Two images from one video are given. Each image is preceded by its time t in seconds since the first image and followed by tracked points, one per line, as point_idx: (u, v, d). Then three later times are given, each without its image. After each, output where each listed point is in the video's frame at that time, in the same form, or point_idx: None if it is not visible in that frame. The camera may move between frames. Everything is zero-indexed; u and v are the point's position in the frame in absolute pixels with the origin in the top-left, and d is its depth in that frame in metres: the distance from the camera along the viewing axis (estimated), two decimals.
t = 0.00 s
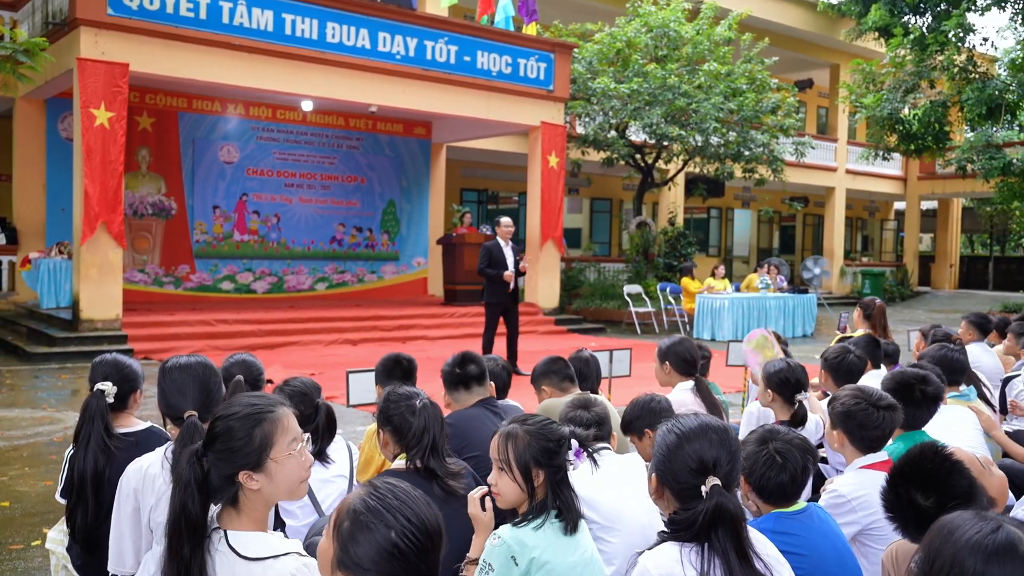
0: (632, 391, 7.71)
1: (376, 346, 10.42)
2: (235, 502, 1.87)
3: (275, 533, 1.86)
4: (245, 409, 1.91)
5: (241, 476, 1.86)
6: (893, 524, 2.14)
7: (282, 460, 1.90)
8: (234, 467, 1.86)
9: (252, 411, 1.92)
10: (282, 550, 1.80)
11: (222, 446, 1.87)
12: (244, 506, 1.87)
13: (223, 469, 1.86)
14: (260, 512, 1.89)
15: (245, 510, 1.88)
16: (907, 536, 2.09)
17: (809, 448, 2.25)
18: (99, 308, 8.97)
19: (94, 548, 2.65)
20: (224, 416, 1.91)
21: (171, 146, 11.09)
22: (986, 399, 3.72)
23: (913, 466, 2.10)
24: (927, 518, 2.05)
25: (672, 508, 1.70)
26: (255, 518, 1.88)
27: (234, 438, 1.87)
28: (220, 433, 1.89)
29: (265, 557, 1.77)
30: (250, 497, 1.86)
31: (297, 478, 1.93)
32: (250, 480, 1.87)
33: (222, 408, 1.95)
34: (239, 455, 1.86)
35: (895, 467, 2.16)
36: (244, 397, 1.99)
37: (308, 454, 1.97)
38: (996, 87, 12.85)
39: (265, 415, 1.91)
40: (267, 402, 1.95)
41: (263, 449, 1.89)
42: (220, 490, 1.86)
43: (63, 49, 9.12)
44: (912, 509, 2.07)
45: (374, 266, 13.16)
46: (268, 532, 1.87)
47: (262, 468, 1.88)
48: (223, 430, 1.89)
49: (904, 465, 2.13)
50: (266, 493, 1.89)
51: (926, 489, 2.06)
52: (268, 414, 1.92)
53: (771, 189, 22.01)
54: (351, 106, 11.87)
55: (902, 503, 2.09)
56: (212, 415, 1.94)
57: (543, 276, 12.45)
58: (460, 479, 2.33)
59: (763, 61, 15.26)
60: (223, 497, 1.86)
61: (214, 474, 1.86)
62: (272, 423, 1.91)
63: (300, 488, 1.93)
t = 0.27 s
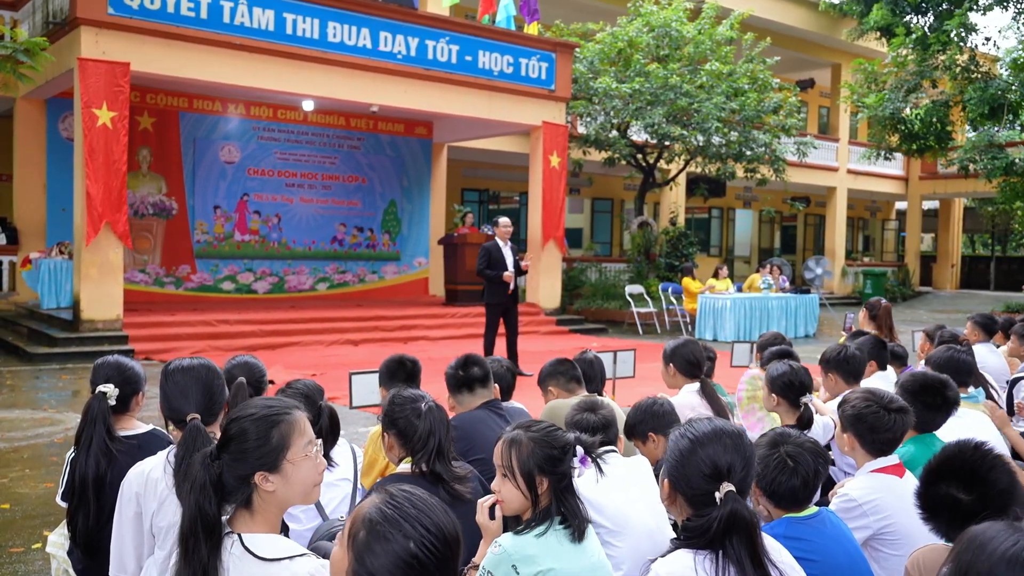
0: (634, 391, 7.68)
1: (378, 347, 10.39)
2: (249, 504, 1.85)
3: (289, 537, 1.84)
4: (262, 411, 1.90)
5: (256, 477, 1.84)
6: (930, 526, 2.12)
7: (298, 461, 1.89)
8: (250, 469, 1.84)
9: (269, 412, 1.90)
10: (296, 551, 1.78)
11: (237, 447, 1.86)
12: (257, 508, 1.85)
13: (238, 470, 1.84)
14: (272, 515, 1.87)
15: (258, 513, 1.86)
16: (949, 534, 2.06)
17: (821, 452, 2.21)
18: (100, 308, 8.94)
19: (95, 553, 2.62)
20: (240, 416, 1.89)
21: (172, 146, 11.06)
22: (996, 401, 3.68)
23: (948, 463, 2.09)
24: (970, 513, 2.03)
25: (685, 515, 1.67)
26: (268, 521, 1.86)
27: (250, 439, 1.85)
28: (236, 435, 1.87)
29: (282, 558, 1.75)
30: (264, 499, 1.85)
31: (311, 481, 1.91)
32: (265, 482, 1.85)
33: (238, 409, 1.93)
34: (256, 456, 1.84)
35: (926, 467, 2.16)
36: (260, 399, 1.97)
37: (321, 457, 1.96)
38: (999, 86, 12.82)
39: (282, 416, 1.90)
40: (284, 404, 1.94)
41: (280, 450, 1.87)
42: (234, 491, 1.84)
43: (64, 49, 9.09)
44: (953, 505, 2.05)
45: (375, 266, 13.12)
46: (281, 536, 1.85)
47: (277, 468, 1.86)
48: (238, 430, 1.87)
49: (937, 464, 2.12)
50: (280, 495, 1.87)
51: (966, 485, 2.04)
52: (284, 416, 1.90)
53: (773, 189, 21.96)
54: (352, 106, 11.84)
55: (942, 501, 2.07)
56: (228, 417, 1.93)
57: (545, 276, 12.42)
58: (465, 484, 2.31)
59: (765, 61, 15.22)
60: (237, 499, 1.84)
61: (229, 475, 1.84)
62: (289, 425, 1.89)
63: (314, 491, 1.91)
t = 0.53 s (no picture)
0: (638, 392, 7.65)
1: (379, 347, 10.35)
2: (259, 512, 1.82)
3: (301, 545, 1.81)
4: (273, 417, 1.88)
5: (266, 485, 1.81)
6: (1002, 510, 2.11)
7: (309, 469, 1.87)
8: (260, 477, 1.82)
9: (280, 419, 1.88)
10: (308, 557, 1.76)
11: (247, 455, 1.83)
12: (267, 516, 1.82)
13: (248, 477, 1.81)
14: (283, 523, 1.84)
15: (269, 521, 1.83)
16: None
17: (837, 457, 2.18)
18: (100, 309, 8.90)
19: (97, 558, 2.58)
20: (251, 424, 1.87)
21: (173, 146, 11.03)
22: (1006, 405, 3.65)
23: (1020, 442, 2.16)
24: None
25: (701, 523, 1.64)
26: (278, 529, 1.83)
27: (261, 446, 1.83)
28: (246, 442, 1.84)
29: (293, 564, 1.73)
30: (275, 507, 1.82)
31: (322, 489, 1.89)
32: (276, 489, 1.82)
33: (248, 417, 1.91)
34: (266, 463, 1.82)
35: (987, 453, 2.19)
36: (271, 407, 1.95)
37: (332, 466, 1.93)
38: (1001, 87, 12.80)
39: (293, 423, 1.88)
40: (295, 412, 1.92)
41: (291, 458, 1.84)
42: (244, 499, 1.81)
43: (65, 49, 9.06)
44: None
45: (377, 266, 13.08)
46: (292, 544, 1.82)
47: (288, 475, 1.84)
48: (248, 438, 1.85)
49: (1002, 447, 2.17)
50: (291, 503, 1.84)
51: None
52: (295, 423, 1.88)
53: (774, 189, 21.92)
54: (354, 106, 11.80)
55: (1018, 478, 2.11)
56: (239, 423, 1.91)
57: (547, 276, 12.39)
58: (474, 489, 2.28)
59: (767, 61, 15.19)
60: (247, 506, 1.81)
61: (238, 482, 1.82)
62: (301, 432, 1.87)
63: (325, 499, 1.88)
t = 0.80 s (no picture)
0: (641, 394, 7.62)
1: (381, 348, 10.32)
2: (270, 513, 1.80)
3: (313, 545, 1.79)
4: (281, 419, 1.85)
5: (277, 486, 1.79)
6: None
7: (320, 468, 1.84)
8: (272, 478, 1.79)
9: (288, 420, 1.85)
10: (319, 558, 1.73)
11: (256, 458, 1.80)
12: (280, 517, 1.80)
13: (258, 480, 1.79)
14: (296, 524, 1.81)
15: (281, 521, 1.80)
16: None
17: (848, 462, 2.16)
18: (101, 310, 8.87)
19: (101, 563, 2.54)
20: (259, 426, 1.84)
21: (174, 147, 11.01)
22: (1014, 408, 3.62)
23: None
24: None
25: (716, 532, 1.61)
26: (291, 529, 1.81)
27: (270, 449, 1.81)
28: (255, 444, 1.82)
29: (305, 564, 1.70)
30: (287, 507, 1.79)
31: (333, 489, 1.86)
32: (288, 490, 1.80)
33: (256, 419, 1.88)
34: (276, 465, 1.80)
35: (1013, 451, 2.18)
36: (278, 409, 1.92)
37: (343, 466, 1.91)
38: (1003, 87, 12.79)
39: (302, 424, 1.85)
40: (303, 412, 1.89)
41: (301, 458, 1.82)
42: (255, 502, 1.79)
43: (65, 49, 9.03)
44: None
45: (378, 266, 13.06)
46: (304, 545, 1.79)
47: (299, 476, 1.81)
48: (257, 441, 1.82)
49: None
50: (303, 503, 1.82)
51: None
52: (304, 425, 1.85)
53: (776, 189, 21.89)
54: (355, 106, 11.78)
55: None
56: (247, 425, 1.88)
57: (548, 277, 12.36)
58: (481, 493, 2.26)
59: (769, 61, 15.16)
60: (258, 508, 1.79)
61: (249, 485, 1.80)
62: (310, 433, 1.85)
63: (336, 498, 1.86)
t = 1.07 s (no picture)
0: (643, 395, 7.59)
1: (382, 349, 10.29)
2: (278, 515, 1.77)
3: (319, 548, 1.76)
4: (288, 421, 1.82)
5: (286, 488, 1.76)
6: None
7: (328, 469, 1.81)
8: (279, 481, 1.76)
9: (295, 422, 1.82)
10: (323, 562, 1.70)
11: (263, 460, 1.77)
12: (287, 519, 1.77)
13: (266, 482, 1.76)
14: (303, 527, 1.78)
15: (287, 523, 1.78)
16: None
17: (859, 468, 2.13)
18: (101, 311, 8.84)
19: (104, 565, 2.52)
20: (266, 428, 1.81)
21: (175, 147, 10.98)
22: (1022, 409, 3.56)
23: None
24: None
25: (730, 539, 1.60)
26: (297, 532, 1.78)
27: (277, 451, 1.77)
28: (261, 445, 1.79)
29: (307, 567, 1.67)
30: (294, 509, 1.77)
31: (341, 492, 1.83)
32: (296, 492, 1.77)
33: (263, 421, 1.85)
34: (284, 467, 1.77)
35: None
36: (285, 410, 1.89)
37: (352, 468, 1.87)
38: (1005, 86, 12.76)
39: (309, 426, 1.82)
40: (311, 413, 1.86)
41: (308, 459, 1.79)
42: (263, 504, 1.76)
43: (65, 49, 9.01)
44: None
45: (379, 267, 13.03)
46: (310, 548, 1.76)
47: (306, 477, 1.78)
48: (264, 443, 1.79)
49: None
50: (311, 503, 1.79)
51: None
52: (311, 425, 1.82)
53: (777, 189, 21.86)
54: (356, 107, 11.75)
55: None
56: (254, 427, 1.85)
57: (550, 277, 12.34)
58: (488, 498, 2.23)
59: (770, 60, 15.12)
60: (265, 511, 1.76)
61: (255, 487, 1.77)
62: (317, 434, 1.81)
63: (345, 498, 1.83)
